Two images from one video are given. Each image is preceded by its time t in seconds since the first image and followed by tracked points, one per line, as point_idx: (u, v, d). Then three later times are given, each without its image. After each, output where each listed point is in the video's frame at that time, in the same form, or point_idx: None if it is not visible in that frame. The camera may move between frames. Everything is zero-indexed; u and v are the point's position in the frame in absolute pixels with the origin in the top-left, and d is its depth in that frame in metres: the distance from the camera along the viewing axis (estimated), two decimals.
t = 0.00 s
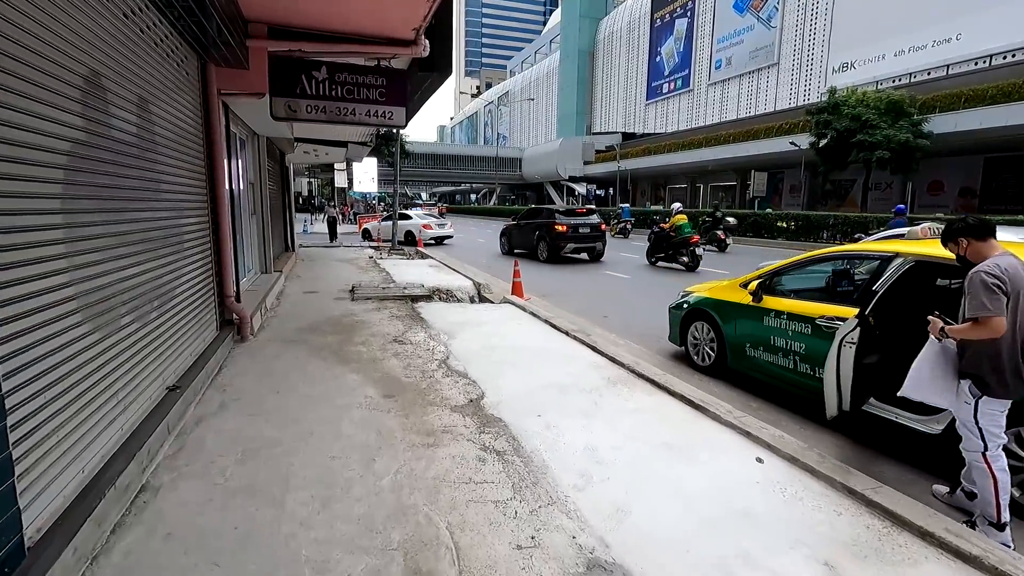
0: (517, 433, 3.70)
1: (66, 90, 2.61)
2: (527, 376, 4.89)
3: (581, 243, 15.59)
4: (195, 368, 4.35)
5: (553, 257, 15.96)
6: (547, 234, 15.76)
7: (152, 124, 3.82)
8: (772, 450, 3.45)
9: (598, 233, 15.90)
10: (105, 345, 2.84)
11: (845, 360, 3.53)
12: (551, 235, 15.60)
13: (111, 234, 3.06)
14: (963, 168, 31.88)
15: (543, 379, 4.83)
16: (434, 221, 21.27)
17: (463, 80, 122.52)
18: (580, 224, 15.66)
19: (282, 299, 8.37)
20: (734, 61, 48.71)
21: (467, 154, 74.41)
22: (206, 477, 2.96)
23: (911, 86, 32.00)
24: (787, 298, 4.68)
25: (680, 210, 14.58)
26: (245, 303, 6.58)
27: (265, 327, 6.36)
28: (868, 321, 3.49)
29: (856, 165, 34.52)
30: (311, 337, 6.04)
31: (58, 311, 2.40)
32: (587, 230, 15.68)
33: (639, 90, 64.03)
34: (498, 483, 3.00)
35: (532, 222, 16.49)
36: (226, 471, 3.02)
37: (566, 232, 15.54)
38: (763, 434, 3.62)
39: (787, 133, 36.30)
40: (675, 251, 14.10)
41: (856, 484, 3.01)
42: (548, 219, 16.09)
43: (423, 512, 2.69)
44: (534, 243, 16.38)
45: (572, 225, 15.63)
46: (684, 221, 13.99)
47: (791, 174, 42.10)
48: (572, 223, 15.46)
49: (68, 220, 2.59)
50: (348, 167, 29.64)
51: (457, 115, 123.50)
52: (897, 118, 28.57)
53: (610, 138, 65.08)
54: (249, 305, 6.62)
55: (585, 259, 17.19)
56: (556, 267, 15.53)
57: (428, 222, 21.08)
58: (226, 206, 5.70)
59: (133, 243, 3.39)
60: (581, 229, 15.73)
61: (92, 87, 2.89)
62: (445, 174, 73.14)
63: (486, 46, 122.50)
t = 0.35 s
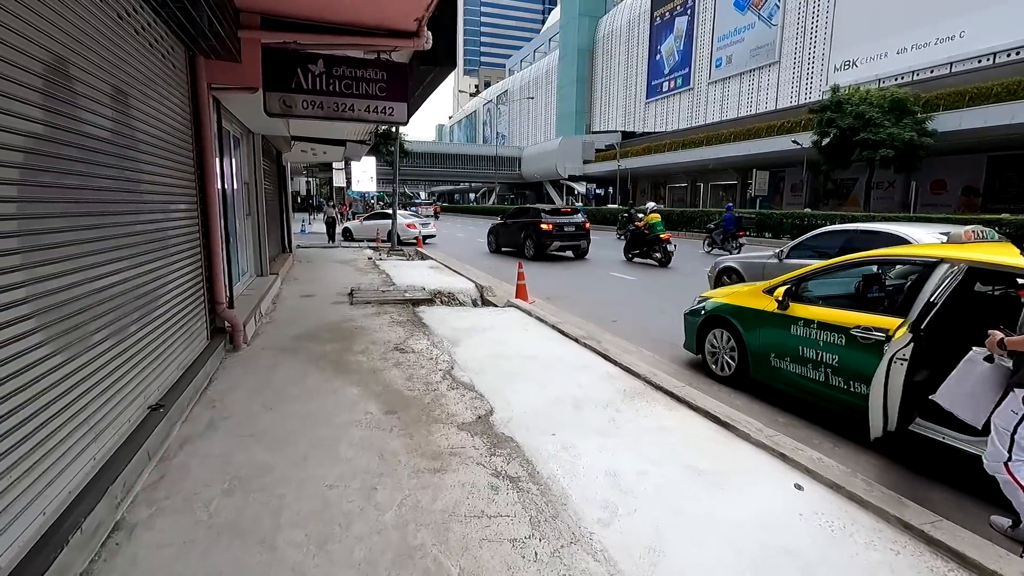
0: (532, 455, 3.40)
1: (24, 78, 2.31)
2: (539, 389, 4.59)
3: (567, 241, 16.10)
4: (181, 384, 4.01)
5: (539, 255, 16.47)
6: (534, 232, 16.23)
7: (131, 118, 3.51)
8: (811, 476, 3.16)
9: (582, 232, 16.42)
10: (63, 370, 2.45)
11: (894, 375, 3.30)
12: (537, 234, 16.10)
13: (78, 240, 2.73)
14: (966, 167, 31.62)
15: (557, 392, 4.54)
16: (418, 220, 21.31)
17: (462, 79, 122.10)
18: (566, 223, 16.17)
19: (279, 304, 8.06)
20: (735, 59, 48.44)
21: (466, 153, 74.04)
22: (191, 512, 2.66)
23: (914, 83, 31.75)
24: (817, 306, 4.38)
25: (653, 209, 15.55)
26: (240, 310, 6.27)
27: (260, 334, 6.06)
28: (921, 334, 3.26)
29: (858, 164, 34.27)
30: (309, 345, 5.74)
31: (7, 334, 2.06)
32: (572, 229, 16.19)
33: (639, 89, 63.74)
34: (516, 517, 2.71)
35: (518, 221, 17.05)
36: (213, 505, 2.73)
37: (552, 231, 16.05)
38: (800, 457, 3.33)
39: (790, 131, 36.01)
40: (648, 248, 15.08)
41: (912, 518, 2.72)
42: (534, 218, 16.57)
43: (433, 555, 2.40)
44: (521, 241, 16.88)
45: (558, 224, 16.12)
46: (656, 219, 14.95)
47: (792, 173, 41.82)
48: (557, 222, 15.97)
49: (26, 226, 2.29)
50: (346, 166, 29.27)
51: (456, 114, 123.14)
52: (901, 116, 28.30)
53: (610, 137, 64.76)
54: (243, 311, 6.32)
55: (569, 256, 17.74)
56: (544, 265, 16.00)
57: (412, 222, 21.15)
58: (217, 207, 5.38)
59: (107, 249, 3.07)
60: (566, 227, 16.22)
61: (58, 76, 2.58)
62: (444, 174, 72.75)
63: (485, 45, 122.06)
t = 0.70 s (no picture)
0: (539, 480, 3.06)
1: None
2: (545, 400, 4.26)
3: (550, 238, 16.65)
4: (152, 399, 3.63)
5: (523, 251, 16.98)
6: (519, 229, 16.75)
7: (94, 104, 3.13)
8: (851, 503, 2.83)
9: (565, 230, 16.97)
10: None
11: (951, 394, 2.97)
12: (522, 232, 16.57)
13: (18, 243, 2.36)
14: (968, 166, 31.35)
15: (563, 403, 4.21)
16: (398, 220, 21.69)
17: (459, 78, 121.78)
18: (549, 222, 16.67)
19: (269, 307, 7.71)
20: (734, 58, 48.16)
21: (464, 152, 73.66)
22: (148, 555, 2.32)
23: (915, 82, 31.50)
24: (844, 311, 4.04)
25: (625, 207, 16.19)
26: (225, 314, 5.92)
27: (246, 340, 5.72)
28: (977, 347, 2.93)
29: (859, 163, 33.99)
30: (298, 351, 5.39)
31: None
32: (555, 227, 16.76)
33: (637, 88, 63.40)
34: (524, 560, 2.37)
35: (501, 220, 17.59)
36: (177, 545, 2.39)
37: (536, 229, 16.54)
38: (836, 481, 3.00)
39: (790, 130, 35.73)
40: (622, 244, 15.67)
41: (973, 557, 2.39)
42: (518, 217, 17.04)
43: None
44: (506, 240, 17.36)
45: (541, 223, 16.63)
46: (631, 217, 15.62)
47: (792, 172, 41.57)
48: (541, 220, 16.46)
49: None
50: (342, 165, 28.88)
51: (454, 113, 122.80)
52: (903, 115, 28.00)
53: (608, 136, 64.39)
54: (229, 315, 5.97)
55: (552, 255, 18.27)
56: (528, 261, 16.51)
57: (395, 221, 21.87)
58: (199, 204, 5.01)
59: (60, 252, 2.70)
60: (549, 226, 16.73)
61: None
62: (442, 173, 72.33)
63: (483, 44, 121.63)
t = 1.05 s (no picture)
0: (559, 514, 2.75)
1: None
2: (560, 417, 3.95)
3: (539, 237, 16.91)
4: (131, 419, 3.31)
5: (513, 250, 17.30)
6: (508, 229, 17.00)
7: (58, 94, 2.81)
8: (910, 543, 2.53)
9: (553, 228, 17.21)
10: None
11: None
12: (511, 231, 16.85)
13: None
14: (972, 165, 31.08)
15: (580, 422, 3.90)
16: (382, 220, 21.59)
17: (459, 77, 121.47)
18: (537, 221, 16.99)
19: (264, 312, 7.40)
20: (736, 56, 47.86)
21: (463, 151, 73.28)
22: None
23: (919, 80, 31.20)
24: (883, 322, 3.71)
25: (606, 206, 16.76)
26: (217, 321, 5.60)
27: (239, 349, 5.40)
28: None
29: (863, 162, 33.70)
30: (294, 361, 5.08)
31: None
32: (543, 225, 17.00)
33: (638, 86, 63.08)
34: None
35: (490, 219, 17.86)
36: None
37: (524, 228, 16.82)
38: (890, 516, 2.70)
39: (792, 129, 35.45)
40: (604, 242, 16.51)
41: None
42: (506, 216, 17.25)
43: None
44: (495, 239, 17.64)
45: (529, 222, 16.91)
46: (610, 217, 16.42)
47: (795, 171, 41.27)
48: (529, 220, 16.79)
49: None
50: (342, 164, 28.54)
51: (453, 113, 122.51)
52: (908, 113, 27.69)
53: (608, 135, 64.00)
54: (221, 322, 5.65)
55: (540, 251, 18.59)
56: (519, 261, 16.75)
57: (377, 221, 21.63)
58: (185, 205, 4.67)
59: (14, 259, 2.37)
60: (537, 225, 17.03)
61: None
62: (441, 172, 71.95)
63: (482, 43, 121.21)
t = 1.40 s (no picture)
0: (591, 559, 2.44)
1: None
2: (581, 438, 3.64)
3: (531, 239, 17.40)
4: (114, 443, 3.01)
5: (506, 250, 17.82)
6: (501, 231, 17.48)
7: (25, 86, 2.48)
8: None
9: (545, 230, 17.72)
10: None
11: None
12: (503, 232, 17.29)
13: None
14: (981, 166, 30.66)
15: (605, 444, 3.58)
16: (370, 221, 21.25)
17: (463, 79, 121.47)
18: (529, 222, 17.41)
19: (264, 318, 7.11)
20: (741, 57, 47.52)
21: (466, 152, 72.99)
22: None
23: (928, 81, 30.81)
24: (941, 337, 3.36)
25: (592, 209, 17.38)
26: (213, 331, 5.29)
27: (236, 360, 5.10)
28: None
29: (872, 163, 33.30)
30: (295, 374, 4.78)
31: None
32: (535, 227, 17.46)
33: (642, 88, 62.78)
34: None
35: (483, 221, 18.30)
36: None
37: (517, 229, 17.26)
38: (967, 561, 2.40)
39: (799, 130, 35.07)
40: (591, 243, 17.05)
41: None
42: (499, 218, 17.64)
43: None
44: (488, 240, 18.02)
45: (522, 223, 17.35)
46: (597, 217, 16.99)
47: (802, 173, 40.87)
48: (522, 221, 17.21)
49: None
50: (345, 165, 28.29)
51: (457, 114, 122.56)
52: (918, 114, 27.29)
53: (613, 137, 63.67)
54: (218, 331, 5.37)
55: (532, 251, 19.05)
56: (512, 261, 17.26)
57: (365, 222, 21.14)
58: (178, 207, 4.35)
59: None
60: (529, 226, 17.46)
61: None
62: (445, 174, 71.67)
63: (486, 45, 121.07)
